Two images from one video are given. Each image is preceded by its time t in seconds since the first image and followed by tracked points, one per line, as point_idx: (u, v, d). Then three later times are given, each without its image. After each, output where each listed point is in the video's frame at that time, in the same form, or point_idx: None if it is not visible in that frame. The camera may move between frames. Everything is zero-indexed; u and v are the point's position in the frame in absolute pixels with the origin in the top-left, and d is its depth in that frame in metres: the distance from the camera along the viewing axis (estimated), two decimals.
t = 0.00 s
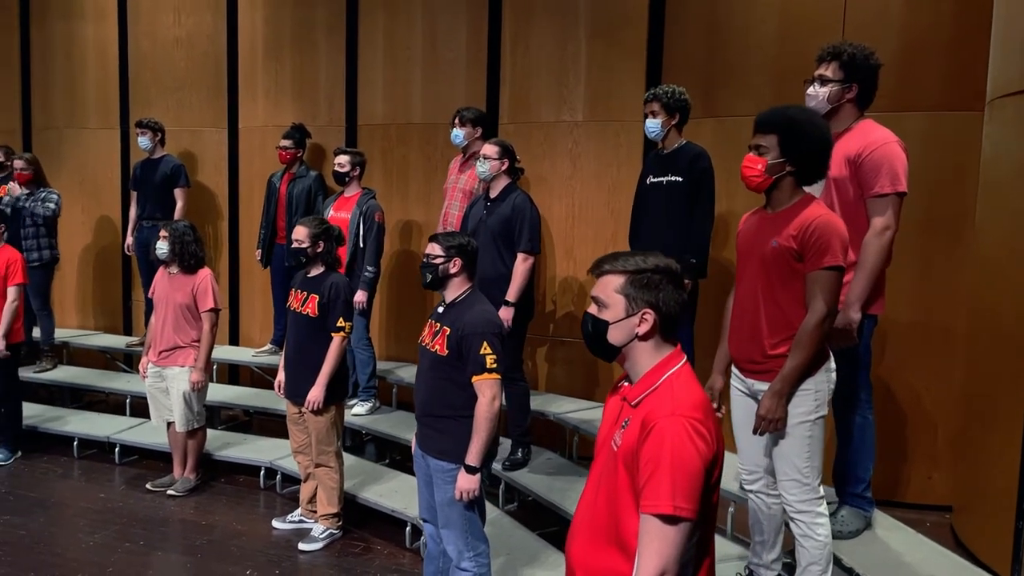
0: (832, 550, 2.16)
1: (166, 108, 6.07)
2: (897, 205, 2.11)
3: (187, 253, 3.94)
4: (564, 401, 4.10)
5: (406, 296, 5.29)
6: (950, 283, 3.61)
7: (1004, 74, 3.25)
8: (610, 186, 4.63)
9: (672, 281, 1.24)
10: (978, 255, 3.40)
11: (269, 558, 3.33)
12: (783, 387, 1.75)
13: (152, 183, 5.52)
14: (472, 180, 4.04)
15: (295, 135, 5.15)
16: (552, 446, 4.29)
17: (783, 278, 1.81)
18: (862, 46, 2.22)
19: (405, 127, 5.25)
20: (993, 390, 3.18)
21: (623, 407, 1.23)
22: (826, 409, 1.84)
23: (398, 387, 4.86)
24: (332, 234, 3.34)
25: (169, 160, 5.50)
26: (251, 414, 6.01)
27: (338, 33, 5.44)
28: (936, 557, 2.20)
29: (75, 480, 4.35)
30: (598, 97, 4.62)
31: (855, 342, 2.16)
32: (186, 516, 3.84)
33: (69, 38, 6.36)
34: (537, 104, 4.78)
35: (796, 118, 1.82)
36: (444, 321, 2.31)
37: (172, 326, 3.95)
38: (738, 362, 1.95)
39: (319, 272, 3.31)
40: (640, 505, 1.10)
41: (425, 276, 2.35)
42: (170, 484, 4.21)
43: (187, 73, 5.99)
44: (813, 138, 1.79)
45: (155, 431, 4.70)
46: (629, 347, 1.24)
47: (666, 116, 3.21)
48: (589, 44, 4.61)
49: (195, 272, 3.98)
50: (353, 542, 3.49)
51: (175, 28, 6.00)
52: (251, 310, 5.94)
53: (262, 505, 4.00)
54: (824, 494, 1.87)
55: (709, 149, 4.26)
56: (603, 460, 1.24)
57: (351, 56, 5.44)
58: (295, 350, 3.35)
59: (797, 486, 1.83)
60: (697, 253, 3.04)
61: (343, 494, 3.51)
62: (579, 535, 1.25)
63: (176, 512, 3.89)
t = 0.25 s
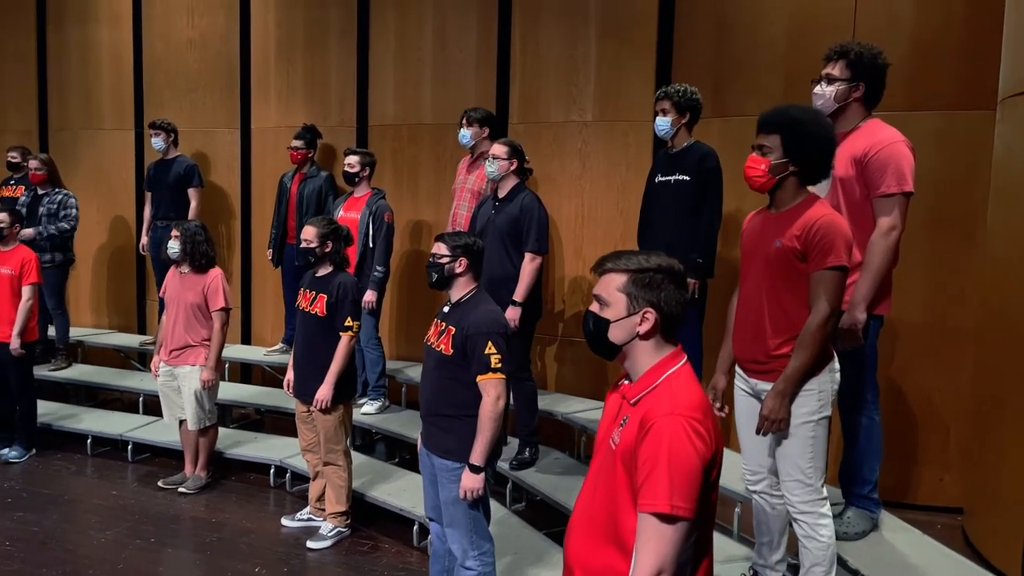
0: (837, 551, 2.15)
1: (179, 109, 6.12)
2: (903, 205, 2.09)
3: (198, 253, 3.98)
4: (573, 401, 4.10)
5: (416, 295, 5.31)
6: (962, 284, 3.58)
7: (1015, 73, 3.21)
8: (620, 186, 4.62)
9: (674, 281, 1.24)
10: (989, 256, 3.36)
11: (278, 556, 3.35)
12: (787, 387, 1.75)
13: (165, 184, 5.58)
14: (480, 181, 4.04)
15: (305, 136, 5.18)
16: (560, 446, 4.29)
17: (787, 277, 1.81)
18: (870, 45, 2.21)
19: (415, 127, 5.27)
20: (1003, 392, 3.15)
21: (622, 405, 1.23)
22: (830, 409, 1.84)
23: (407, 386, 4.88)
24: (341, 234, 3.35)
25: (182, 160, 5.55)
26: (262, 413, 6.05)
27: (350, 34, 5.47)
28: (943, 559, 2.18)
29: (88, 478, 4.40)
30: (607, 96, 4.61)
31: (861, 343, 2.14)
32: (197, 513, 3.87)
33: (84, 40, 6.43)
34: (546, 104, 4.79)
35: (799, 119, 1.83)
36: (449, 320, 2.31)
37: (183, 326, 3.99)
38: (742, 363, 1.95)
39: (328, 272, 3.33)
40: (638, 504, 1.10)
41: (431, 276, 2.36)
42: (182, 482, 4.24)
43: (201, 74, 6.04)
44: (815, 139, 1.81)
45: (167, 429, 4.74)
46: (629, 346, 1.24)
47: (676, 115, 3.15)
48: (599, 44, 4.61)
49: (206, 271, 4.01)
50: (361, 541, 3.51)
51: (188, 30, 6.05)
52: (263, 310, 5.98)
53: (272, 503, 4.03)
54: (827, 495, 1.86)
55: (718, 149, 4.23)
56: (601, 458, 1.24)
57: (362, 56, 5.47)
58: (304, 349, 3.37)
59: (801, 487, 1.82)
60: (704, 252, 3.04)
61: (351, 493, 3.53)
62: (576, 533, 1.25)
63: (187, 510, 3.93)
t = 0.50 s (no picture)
0: (842, 552, 2.13)
1: (193, 109, 6.17)
2: (911, 205, 2.08)
3: (210, 252, 4.01)
4: (582, 401, 4.10)
5: (427, 295, 5.32)
6: (974, 285, 3.54)
7: None
8: (630, 186, 4.61)
9: (672, 279, 1.23)
10: (1001, 257, 3.32)
11: (287, 554, 3.37)
12: (792, 386, 1.75)
13: (179, 184, 5.63)
14: (489, 181, 4.05)
15: (316, 137, 5.21)
16: (570, 446, 4.29)
17: (792, 274, 1.81)
18: (876, 44, 2.20)
19: (426, 127, 5.28)
20: (1013, 394, 3.11)
21: (621, 402, 1.23)
22: (835, 409, 1.83)
23: (418, 386, 4.89)
24: (350, 234, 3.37)
25: (196, 161, 5.60)
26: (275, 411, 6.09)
27: (362, 35, 5.50)
28: (951, 562, 2.16)
29: (103, 474, 4.45)
30: (617, 96, 4.61)
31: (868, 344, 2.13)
32: (208, 511, 3.91)
33: (100, 42, 6.50)
34: (557, 104, 4.79)
35: (806, 118, 1.83)
36: (455, 320, 2.32)
37: (194, 325, 4.02)
38: (749, 364, 1.94)
39: (337, 271, 3.35)
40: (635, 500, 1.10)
41: (437, 275, 2.37)
42: (194, 480, 4.28)
43: (215, 75, 6.09)
44: (822, 137, 1.80)
45: (180, 427, 4.78)
46: (627, 343, 1.24)
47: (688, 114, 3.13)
48: (609, 44, 4.60)
49: (217, 271, 4.04)
50: (370, 539, 3.53)
51: (202, 31, 6.10)
52: (276, 309, 6.01)
53: (282, 502, 4.05)
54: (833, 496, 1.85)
55: (729, 149, 4.21)
56: (600, 456, 1.24)
57: (373, 57, 5.50)
58: (313, 348, 3.39)
59: (806, 487, 1.82)
60: (713, 252, 3.03)
61: (360, 491, 3.54)
62: (576, 531, 1.25)
63: (198, 507, 3.96)
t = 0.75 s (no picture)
0: (850, 555, 2.12)
1: (208, 110, 6.22)
2: (919, 205, 2.06)
3: (221, 252, 4.04)
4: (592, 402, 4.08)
5: (437, 296, 5.32)
6: (989, 287, 3.50)
7: None
8: (641, 185, 4.59)
9: (665, 277, 1.23)
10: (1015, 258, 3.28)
11: (296, 552, 3.38)
12: (797, 385, 1.77)
13: (194, 184, 5.67)
14: (499, 180, 4.05)
15: (326, 137, 5.23)
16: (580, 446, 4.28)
17: (798, 272, 1.83)
18: (884, 43, 2.18)
19: (437, 127, 5.29)
20: None
21: (619, 401, 1.22)
22: (841, 410, 1.84)
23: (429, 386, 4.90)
24: (360, 233, 3.38)
25: (210, 161, 5.65)
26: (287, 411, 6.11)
27: (374, 35, 5.52)
28: (961, 565, 2.13)
29: (116, 472, 4.49)
30: (629, 96, 4.59)
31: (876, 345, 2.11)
32: (219, 508, 3.93)
33: (116, 43, 6.56)
34: (568, 104, 4.78)
35: (816, 116, 1.84)
36: (461, 319, 2.32)
37: (206, 323, 4.05)
38: (755, 363, 1.96)
39: (346, 271, 3.36)
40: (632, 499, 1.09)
41: (443, 274, 2.37)
42: (206, 478, 4.30)
43: (229, 75, 6.13)
44: (831, 136, 1.82)
45: (192, 425, 4.81)
46: (623, 343, 1.24)
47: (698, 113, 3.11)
48: (621, 43, 4.59)
49: (228, 270, 4.07)
50: (379, 538, 3.53)
51: (216, 32, 6.14)
52: (288, 308, 6.04)
53: (293, 500, 4.07)
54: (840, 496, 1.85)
55: (741, 149, 4.18)
56: (599, 455, 1.23)
57: (385, 57, 5.51)
58: (323, 347, 3.41)
59: (813, 489, 1.83)
60: (723, 252, 3.01)
61: (369, 490, 3.55)
62: (576, 532, 1.24)
63: (210, 505, 3.99)
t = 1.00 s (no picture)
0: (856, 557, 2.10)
1: (221, 110, 6.26)
2: (929, 205, 2.04)
3: (232, 251, 4.06)
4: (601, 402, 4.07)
5: (448, 295, 5.32)
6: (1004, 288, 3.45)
7: None
8: (652, 185, 4.57)
9: (661, 276, 1.22)
10: None
11: (304, 551, 3.40)
12: (803, 384, 1.77)
13: (207, 184, 5.71)
14: (509, 180, 4.05)
15: (337, 137, 5.25)
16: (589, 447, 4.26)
17: (805, 271, 1.83)
18: (891, 41, 2.16)
19: (448, 128, 5.30)
20: None
21: (619, 402, 1.22)
22: (849, 411, 1.83)
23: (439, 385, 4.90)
24: (369, 233, 3.39)
25: (224, 161, 5.68)
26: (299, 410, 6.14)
27: (386, 35, 5.53)
28: (969, 569, 2.11)
29: (129, 469, 4.52)
30: (640, 95, 4.57)
31: (885, 346, 2.09)
32: (230, 506, 3.95)
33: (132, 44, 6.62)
34: (579, 103, 4.78)
35: (828, 115, 1.83)
36: (467, 318, 2.32)
37: (217, 323, 4.07)
38: (761, 363, 1.96)
39: (356, 270, 3.37)
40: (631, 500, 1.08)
41: (450, 274, 2.37)
42: (217, 476, 4.33)
43: (243, 76, 6.17)
44: (843, 134, 1.81)
45: (204, 424, 4.85)
46: (622, 343, 1.23)
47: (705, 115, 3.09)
48: (632, 43, 4.57)
49: (240, 270, 4.09)
50: (387, 537, 3.54)
51: (230, 33, 6.18)
52: (300, 308, 6.07)
53: (303, 499, 4.08)
54: (848, 498, 1.84)
55: (753, 148, 4.16)
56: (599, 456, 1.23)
57: (397, 57, 5.53)
58: (332, 346, 3.42)
59: (820, 491, 1.82)
60: (734, 252, 2.99)
61: (378, 489, 3.57)
62: (576, 533, 1.24)
63: (221, 503, 4.01)
